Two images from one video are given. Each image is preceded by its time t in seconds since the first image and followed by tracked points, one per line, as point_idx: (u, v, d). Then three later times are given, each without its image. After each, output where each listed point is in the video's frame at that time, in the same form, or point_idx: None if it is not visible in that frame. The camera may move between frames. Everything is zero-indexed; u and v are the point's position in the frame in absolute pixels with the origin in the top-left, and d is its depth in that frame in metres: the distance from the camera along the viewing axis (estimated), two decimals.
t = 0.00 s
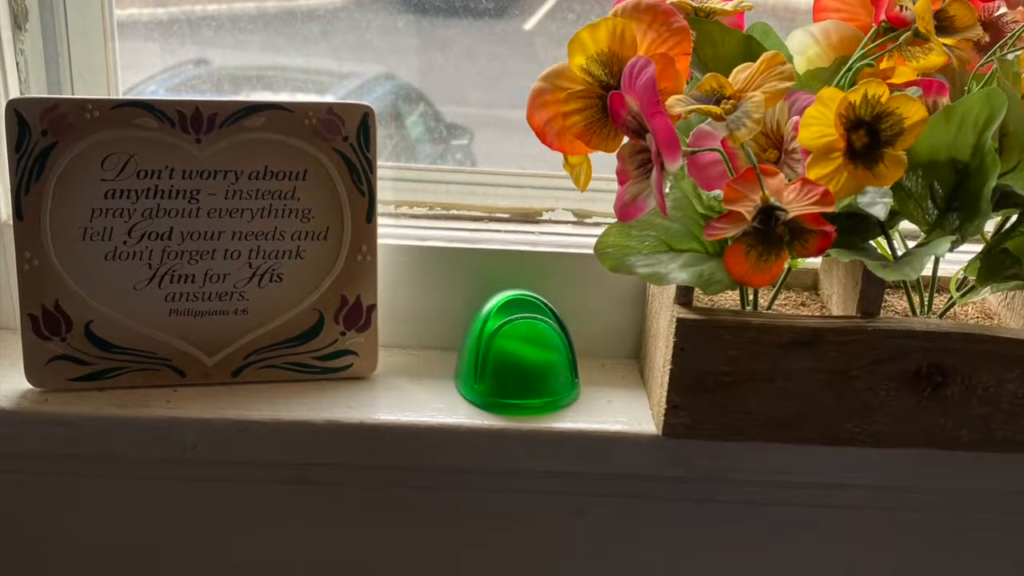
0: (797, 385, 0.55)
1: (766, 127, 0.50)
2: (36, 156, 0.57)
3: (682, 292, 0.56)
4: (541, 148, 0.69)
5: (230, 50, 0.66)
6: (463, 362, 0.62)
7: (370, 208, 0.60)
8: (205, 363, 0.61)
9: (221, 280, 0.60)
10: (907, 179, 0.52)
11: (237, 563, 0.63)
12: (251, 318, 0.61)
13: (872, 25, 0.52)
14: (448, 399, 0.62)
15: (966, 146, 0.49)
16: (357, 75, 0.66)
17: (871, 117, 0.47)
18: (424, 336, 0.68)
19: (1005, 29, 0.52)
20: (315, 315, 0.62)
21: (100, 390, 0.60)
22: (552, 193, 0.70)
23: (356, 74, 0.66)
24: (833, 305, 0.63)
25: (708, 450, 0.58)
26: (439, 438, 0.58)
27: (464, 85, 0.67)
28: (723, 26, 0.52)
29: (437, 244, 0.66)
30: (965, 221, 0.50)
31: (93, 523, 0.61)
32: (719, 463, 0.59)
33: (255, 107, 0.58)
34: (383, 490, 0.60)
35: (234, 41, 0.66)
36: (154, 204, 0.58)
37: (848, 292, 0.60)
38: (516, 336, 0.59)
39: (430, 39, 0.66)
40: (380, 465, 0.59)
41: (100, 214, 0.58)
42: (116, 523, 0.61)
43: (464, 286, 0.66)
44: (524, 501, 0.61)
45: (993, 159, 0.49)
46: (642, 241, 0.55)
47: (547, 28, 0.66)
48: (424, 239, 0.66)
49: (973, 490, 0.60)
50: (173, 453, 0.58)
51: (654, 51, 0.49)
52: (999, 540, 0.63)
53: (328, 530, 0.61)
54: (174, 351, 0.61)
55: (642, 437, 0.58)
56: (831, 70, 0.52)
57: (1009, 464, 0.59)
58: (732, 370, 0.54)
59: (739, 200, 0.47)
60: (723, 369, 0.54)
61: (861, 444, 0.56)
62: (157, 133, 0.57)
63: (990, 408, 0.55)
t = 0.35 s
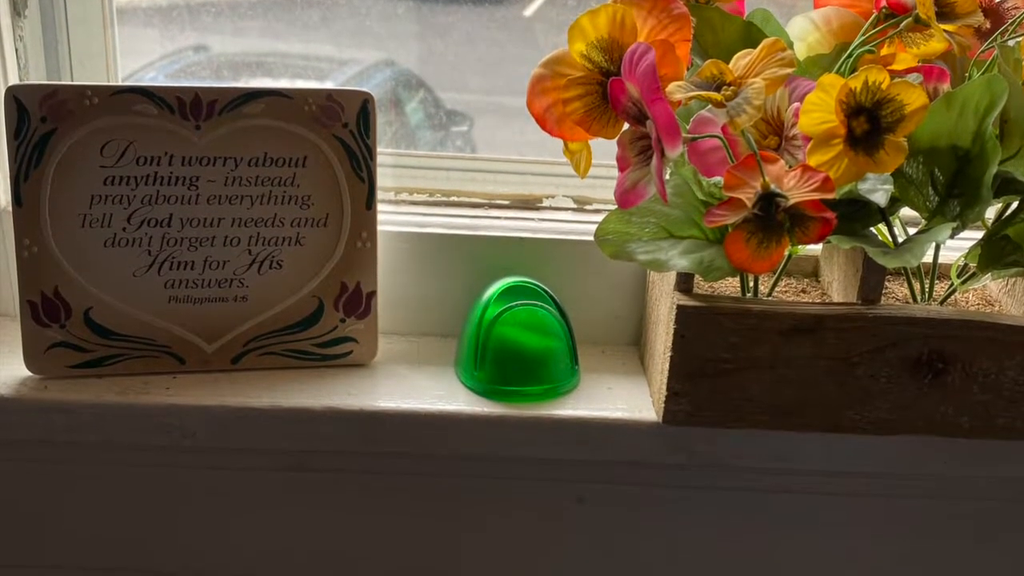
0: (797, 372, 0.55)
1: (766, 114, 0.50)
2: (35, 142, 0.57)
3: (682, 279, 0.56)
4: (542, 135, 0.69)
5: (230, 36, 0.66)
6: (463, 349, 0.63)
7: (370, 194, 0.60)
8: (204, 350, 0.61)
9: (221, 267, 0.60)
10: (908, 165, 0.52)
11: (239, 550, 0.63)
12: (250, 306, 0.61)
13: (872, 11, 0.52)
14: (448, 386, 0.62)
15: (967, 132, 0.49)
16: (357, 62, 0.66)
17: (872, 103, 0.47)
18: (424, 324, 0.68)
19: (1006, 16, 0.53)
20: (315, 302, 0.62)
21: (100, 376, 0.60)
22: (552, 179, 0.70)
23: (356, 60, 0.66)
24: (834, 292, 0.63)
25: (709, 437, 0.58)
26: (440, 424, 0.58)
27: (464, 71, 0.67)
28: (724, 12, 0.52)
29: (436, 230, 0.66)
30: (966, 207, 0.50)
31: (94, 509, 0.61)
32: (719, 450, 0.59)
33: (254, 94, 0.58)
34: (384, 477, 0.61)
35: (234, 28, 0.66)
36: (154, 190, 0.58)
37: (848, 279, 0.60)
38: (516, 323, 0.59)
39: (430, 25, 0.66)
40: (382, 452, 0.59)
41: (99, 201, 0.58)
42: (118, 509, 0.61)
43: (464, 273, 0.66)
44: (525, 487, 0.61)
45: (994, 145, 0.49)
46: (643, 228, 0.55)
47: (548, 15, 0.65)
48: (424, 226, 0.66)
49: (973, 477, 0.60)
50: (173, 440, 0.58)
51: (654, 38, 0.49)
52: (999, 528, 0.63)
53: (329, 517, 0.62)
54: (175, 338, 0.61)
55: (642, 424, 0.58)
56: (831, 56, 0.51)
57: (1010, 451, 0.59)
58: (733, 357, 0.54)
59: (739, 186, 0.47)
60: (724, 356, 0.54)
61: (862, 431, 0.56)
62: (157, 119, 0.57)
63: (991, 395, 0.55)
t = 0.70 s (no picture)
0: (798, 359, 0.55)
1: (766, 100, 0.50)
2: (34, 129, 0.57)
3: (682, 266, 0.56)
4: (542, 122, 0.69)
5: (230, 23, 0.65)
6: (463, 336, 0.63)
7: (370, 181, 0.60)
8: (204, 337, 0.61)
9: (220, 254, 0.60)
10: (909, 151, 0.51)
11: (240, 536, 0.63)
12: (249, 292, 0.61)
13: None
14: (448, 372, 0.62)
15: (968, 120, 0.49)
16: (357, 48, 0.66)
17: (872, 90, 0.47)
18: (424, 310, 0.68)
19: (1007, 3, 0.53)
20: (314, 289, 0.62)
21: (100, 363, 0.61)
22: (552, 166, 0.69)
23: (356, 46, 0.66)
24: (834, 279, 0.63)
25: (709, 424, 0.58)
26: (441, 411, 0.59)
27: (464, 58, 0.67)
28: None
29: (436, 217, 0.66)
30: (968, 194, 0.50)
31: (96, 496, 0.61)
32: (719, 437, 0.59)
33: (255, 80, 0.58)
34: (385, 463, 0.61)
35: (233, 14, 0.65)
36: (153, 177, 0.58)
37: (849, 265, 0.60)
38: (516, 310, 0.60)
39: (431, 11, 0.65)
40: (383, 438, 0.59)
41: (99, 187, 0.58)
42: (119, 496, 0.61)
43: (464, 260, 0.66)
44: (525, 474, 0.61)
45: (995, 132, 0.49)
46: (643, 214, 0.55)
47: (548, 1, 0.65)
48: (424, 212, 0.66)
49: (973, 464, 0.61)
50: (174, 426, 0.59)
51: (654, 24, 0.49)
52: (999, 514, 0.63)
53: (331, 503, 0.62)
54: (175, 325, 0.61)
55: (642, 411, 0.58)
56: (832, 42, 0.51)
57: (1010, 438, 0.59)
58: (733, 344, 0.54)
59: (739, 173, 0.47)
60: (725, 343, 0.54)
61: (862, 417, 0.57)
62: (157, 106, 0.57)
63: (992, 381, 0.55)
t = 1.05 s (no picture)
0: (799, 346, 0.55)
1: (766, 87, 0.50)
2: (34, 115, 0.57)
3: (682, 253, 0.56)
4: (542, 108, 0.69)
5: (229, 9, 0.65)
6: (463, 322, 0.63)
7: (370, 168, 0.61)
8: (204, 324, 0.61)
9: (220, 240, 0.60)
10: (909, 138, 0.51)
11: (241, 523, 0.63)
12: (249, 279, 0.61)
13: None
14: (448, 359, 0.62)
15: (968, 106, 0.49)
16: (357, 35, 0.66)
17: (873, 76, 0.47)
18: (424, 297, 0.68)
19: None
20: (314, 276, 0.62)
21: (101, 350, 0.61)
22: (552, 152, 0.69)
23: (355, 33, 0.66)
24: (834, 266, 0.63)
25: (709, 411, 0.58)
26: (442, 398, 0.59)
27: (464, 45, 0.66)
28: None
29: (436, 204, 0.66)
30: (969, 179, 0.50)
31: (96, 483, 0.62)
32: (718, 424, 0.59)
33: (254, 66, 0.58)
34: (386, 450, 0.61)
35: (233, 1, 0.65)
36: (153, 163, 0.58)
37: (849, 252, 0.60)
38: (516, 297, 0.60)
39: None
40: (384, 425, 0.60)
41: (98, 173, 0.58)
42: (120, 482, 0.62)
43: (464, 246, 0.66)
44: (526, 460, 0.61)
45: (996, 119, 0.49)
46: (643, 201, 0.55)
47: None
48: (423, 199, 0.67)
49: (973, 451, 0.61)
50: (175, 413, 0.59)
51: (654, 11, 0.49)
52: (999, 501, 0.63)
53: (332, 490, 0.62)
54: (174, 311, 0.61)
55: (642, 398, 0.58)
56: (833, 29, 0.52)
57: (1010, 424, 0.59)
58: (734, 331, 0.55)
59: (739, 159, 0.47)
60: (725, 330, 0.55)
61: (863, 404, 0.57)
62: (156, 92, 0.57)
63: (993, 368, 0.56)
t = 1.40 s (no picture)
0: (799, 333, 0.55)
1: (766, 73, 0.50)
2: (33, 101, 0.57)
3: (682, 241, 0.56)
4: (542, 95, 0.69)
5: None
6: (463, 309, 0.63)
7: (370, 155, 0.61)
8: (203, 310, 0.61)
9: (219, 227, 0.60)
10: (910, 125, 0.51)
11: (242, 508, 0.64)
12: (249, 266, 0.61)
13: None
14: (447, 346, 0.62)
15: (970, 92, 0.49)
16: (357, 21, 0.66)
17: (874, 62, 0.47)
18: (424, 284, 0.69)
19: None
20: (314, 263, 0.62)
21: (101, 336, 0.61)
22: (552, 138, 0.69)
23: (355, 19, 0.66)
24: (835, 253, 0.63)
25: (709, 397, 0.59)
26: (442, 384, 0.59)
27: (464, 31, 0.66)
28: None
29: (436, 191, 0.66)
30: (970, 166, 0.50)
31: (97, 469, 0.62)
32: (718, 410, 0.59)
33: (253, 53, 0.58)
34: (387, 436, 0.61)
35: None
36: (152, 150, 0.58)
37: (850, 239, 0.60)
38: (516, 284, 0.60)
39: None
40: (385, 412, 0.60)
41: (98, 160, 0.58)
42: (120, 470, 0.62)
43: (464, 233, 0.66)
44: (526, 447, 0.62)
45: (997, 105, 0.48)
46: (643, 187, 0.55)
47: None
48: (423, 185, 0.67)
49: (973, 437, 0.61)
50: (175, 399, 0.59)
51: None
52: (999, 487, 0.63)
53: (333, 476, 0.62)
54: (174, 298, 0.61)
55: (641, 385, 0.58)
56: (832, 15, 0.52)
57: (1010, 410, 0.60)
58: (734, 318, 0.55)
59: (740, 146, 0.47)
60: (725, 317, 0.55)
61: (864, 391, 0.57)
62: (155, 79, 0.57)
63: (993, 355, 0.56)
